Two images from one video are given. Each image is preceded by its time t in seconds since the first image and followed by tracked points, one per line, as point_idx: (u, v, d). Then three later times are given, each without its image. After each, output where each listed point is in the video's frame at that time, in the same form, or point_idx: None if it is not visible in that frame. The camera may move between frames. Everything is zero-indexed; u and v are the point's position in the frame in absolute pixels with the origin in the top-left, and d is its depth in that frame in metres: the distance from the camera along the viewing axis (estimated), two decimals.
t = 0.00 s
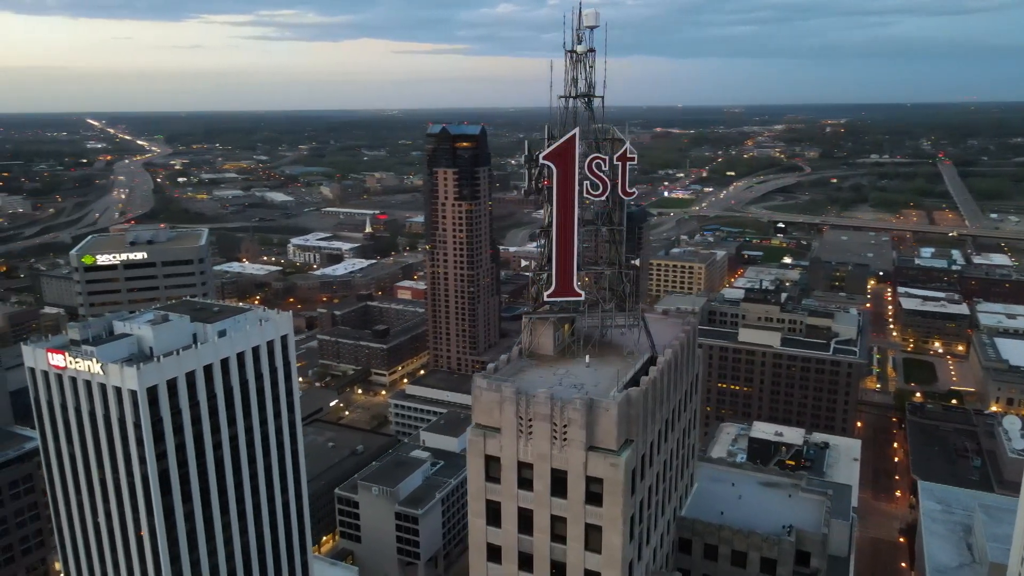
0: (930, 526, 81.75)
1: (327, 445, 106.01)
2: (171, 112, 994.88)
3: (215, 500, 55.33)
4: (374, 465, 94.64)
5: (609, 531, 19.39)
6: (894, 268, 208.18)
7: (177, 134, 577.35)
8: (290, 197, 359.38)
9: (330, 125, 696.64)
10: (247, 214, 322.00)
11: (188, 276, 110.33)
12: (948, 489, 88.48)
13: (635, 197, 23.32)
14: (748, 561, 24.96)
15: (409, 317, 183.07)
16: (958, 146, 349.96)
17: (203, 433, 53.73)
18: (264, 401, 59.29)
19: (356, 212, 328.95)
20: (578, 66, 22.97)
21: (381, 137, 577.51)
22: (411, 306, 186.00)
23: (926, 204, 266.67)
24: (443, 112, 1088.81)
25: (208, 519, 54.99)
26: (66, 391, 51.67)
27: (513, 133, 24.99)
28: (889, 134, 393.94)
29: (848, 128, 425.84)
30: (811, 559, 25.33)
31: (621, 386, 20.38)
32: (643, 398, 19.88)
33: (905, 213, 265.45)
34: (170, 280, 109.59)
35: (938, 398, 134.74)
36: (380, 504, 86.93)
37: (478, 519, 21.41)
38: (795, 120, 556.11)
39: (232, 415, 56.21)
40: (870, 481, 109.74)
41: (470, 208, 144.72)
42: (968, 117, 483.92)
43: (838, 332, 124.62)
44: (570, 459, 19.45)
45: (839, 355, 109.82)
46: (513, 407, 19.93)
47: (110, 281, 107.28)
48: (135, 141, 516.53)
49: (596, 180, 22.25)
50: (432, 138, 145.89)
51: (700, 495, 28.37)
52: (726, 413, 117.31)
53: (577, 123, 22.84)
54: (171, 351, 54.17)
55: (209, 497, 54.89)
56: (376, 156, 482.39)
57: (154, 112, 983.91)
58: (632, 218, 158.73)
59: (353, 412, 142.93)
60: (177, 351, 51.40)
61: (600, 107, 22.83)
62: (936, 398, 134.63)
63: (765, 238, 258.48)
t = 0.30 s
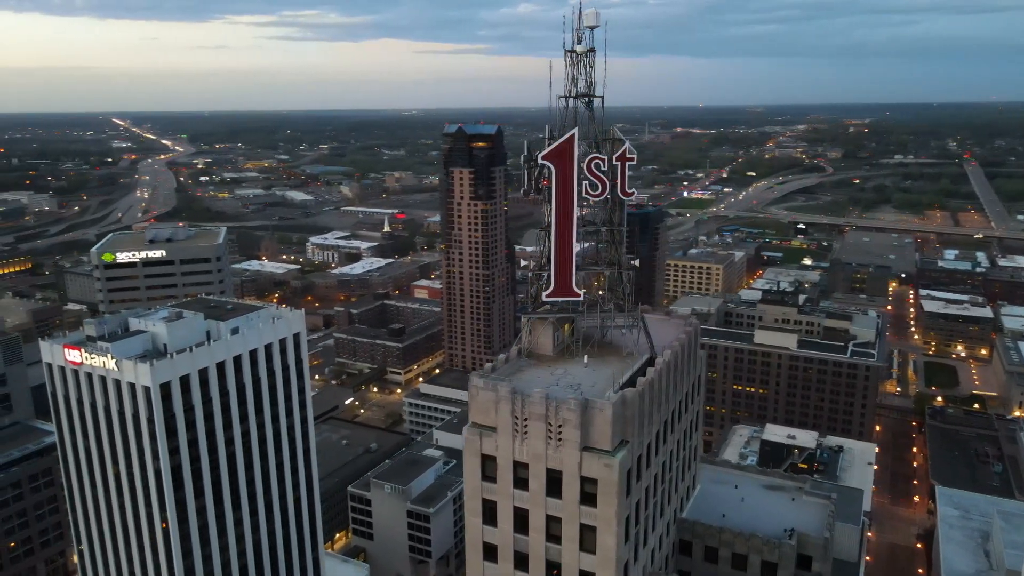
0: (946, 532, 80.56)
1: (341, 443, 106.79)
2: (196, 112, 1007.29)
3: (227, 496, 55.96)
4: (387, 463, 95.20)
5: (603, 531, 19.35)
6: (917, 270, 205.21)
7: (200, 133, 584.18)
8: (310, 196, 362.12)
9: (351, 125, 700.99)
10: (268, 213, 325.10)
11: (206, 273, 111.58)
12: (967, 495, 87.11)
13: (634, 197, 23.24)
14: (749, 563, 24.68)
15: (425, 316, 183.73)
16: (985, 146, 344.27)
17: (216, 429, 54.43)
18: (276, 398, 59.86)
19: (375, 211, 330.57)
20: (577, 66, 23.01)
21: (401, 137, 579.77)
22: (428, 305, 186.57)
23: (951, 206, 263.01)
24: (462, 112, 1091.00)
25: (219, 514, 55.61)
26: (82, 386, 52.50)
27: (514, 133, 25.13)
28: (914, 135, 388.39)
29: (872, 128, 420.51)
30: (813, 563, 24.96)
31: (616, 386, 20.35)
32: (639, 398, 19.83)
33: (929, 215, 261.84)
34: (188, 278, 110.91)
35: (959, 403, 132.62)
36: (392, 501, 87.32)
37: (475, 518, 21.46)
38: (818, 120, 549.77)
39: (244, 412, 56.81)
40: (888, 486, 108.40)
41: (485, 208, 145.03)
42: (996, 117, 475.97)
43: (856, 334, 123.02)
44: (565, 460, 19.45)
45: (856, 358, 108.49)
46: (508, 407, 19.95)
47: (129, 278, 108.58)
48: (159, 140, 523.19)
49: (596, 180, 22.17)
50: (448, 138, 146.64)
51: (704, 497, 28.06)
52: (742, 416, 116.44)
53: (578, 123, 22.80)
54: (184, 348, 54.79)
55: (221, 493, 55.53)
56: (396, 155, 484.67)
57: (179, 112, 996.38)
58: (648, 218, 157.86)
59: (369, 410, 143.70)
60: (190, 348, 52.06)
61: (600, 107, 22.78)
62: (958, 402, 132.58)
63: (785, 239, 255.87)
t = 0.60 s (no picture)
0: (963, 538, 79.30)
1: (355, 441, 107.44)
2: (219, 112, 1018.69)
3: (239, 491, 56.54)
4: (400, 461, 95.57)
5: (598, 531, 19.32)
6: (940, 272, 202.01)
7: (222, 133, 590.59)
8: (329, 195, 364.54)
9: (371, 124, 704.71)
10: (287, 212, 327.78)
11: (224, 271, 112.85)
12: (986, 501, 85.63)
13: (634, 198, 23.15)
14: (748, 567, 24.34)
15: (441, 315, 184.28)
16: (1013, 147, 338.37)
17: (228, 425, 55.03)
18: (288, 395, 60.38)
19: (394, 210, 331.54)
20: (576, 66, 23.12)
21: (420, 136, 581.41)
22: (443, 304, 186.92)
23: (977, 208, 258.94)
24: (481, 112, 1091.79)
25: (231, 509, 56.18)
26: (97, 382, 53.24)
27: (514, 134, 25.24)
28: (940, 135, 382.57)
29: (896, 128, 414.80)
30: (814, 567, 24.58)
31: (612, 387, 20.28)
32: (634, 398, 19.76)
33: (954, 216, 257.86)
34: (206, 276, 112.24)
35: (980, 407, 130.46)
36: (404, 500, 87.65)
37: (471, 517, 21.53)
38: (841, 120, 543.15)
39: (256, 409, 57.38)
40: (906, 491, 106.84)
41: (500, 208, 145.13)
42: None
43: (874, 337, 121.46)
44: (560, 460, 19.47)
45: (874, 361, 107.15)
46: (504, 407, 20.00)
47: (148, 276, 109.98)
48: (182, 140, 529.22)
49: (594, 181, 22.14)
50: (464, 138, 147.04)
51: (706, 500, 27.83)
52: (757, 418, 115.27)
53: (578, 123, 22.79)
54: (197, 345, 55.47)
55: (233, 488, 56.11)
56: (415, 155, 486.45)
57: (203, 112, 1007.74)
58: (664, 219, 157.06)
59: (383, 408, 144.21)
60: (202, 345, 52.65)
61: (601, 108, 22.71)
62: (979, 407, 130.43)
63: (805, 240, 253.05)
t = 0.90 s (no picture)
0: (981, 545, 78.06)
1: (369, 439, 107.94)
2: (244, 112, 1030.32)
3: (250, 487, 57.10)
4: (413, 459, 95.95)
5: (592, 532, 19.30)
6: (963, 274, 198.74)
7: (245, 132, 596.96)
8: (349, 195, 366.56)
9: (391, 124, 708.03)
10: (307, 211, 330.15)
11: (240, 270, 113.93)
12: (1005, 507, 84.22)
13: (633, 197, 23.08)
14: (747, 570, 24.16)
15: (456, 315, 184.81)
16: None
17: (239, 422, 55.60)
18: (300, 393, 60.95)
19: (413, 210, 332.50)
20: (576, 66, 23.15)
21: (439, 136, 582.71)
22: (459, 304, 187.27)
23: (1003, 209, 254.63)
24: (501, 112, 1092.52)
25: (243, 505, 56.80)
26: (112, 377, 54.05)
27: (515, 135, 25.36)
28: (966, 135, 376.62)
29: (922, 128, 408.96)
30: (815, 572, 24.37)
31: (608, 387, 20.27)
32: (630, 399, 19.72)
33: (979, 218, 253.83)
34: (223, 274, 113.43)
35: (1003, 412, 128.32)
36: (416, 498, 87.95)
37: (468, 516, 21.57)
38: (864, 120, 536.52)
39: (268, 406, 57.93)
40: (924, 496, 105.37)
41: (515, 208, 145.16)
42: None
43: (893, 340, 119.81)
44: (555, 460, 19.46)
45: (892, 364, 105.68)
46: (499, 407, 20.03)
47: (167, 273, 111.40)
48: (206, 139, 535.66)
49: (593, 181, 22.17)
50: (479, 138, 147.41)
51: (707, 502, 27.67)
52: (773, 421, 114.57)
53: (578, 123, 22.80)
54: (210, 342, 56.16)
55: (245, 484, 56.69)
56: (434, 154, 487.82)
57: (227, 113, 1020.25)
58: (681, 220, 156.25)
59: (398, 407, 144.43)
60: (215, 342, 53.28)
61: (600, 107, 22.74)
62: (1001, 412, 128.32)
63: (826, 241, 250.21)
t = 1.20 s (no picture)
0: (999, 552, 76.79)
1: (382, 437, 108.42)
2: (267, 112, 1040.37)
3: (262, 484, 57.72)
4: (426, 458, 96.07)
5: (586, 533, 19.30)
6: (988, 277, 195.41)
7: (267, 132, 603.07)
8: (368, 194, 368.50)
9: (412, 123, 710.98)
10: (327, 210, 332.49)
11: (257, 268, 115.15)
12: None
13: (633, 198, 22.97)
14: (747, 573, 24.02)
15: (472, 314, 185.20)
16: None
17: (251, 419, 56.19)
18: (311, 391, 61.45)
19: (431, 209, 333.47)
20: (576, 65, 23.13)
21: (459, 136, 583.76)
22: (476, 303, 187.46)
23: None
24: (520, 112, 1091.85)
25: (254, 501, 57.37)
26: (127, 373, 54.82)
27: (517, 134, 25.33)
28: (994, 135, 370.36)
29: (948, 128, 402.75)
30: None
31: (604, 388, 20.22)
32: (625, 400, 19.66)
33: (1005, 220, 249.58)
34: (240, 272, 114.66)
35: None
36: (428, 497, 88.08)
37: (464, 515, 21.65)
38: (889, 120, 529.44)
39: (280, 404, 58.48)
40: (943, 502, 103.76)
41: (531, 208, 145.05)
42: None
43: (912, 343, 117.92)
44: (549, 460, 19.48)
45: (910, 368, 104.22)
46: (495, 406, 20.10)
47: (185, 270, 112.55)
48: (228, 139, 541.62)
49: (592, 181, 22.16)
50: (495, 137, 147.56)
51: (709, 504, 27.50)
52: (789, 423, 113.38)
53: (579, 123, 22.74)
54: (223, 340, 56.86)
55: (256, 481, 57.28)
56: (454, 154, 489.16)
57: (251, 113, 1031.56)
58: (698, 221, 155.28)
59: (413, 407, 143.98)
60: (228, 340, 53.93)
61: (600, 108, 22.68)
62: None
63: (847, 243, 247.23)
